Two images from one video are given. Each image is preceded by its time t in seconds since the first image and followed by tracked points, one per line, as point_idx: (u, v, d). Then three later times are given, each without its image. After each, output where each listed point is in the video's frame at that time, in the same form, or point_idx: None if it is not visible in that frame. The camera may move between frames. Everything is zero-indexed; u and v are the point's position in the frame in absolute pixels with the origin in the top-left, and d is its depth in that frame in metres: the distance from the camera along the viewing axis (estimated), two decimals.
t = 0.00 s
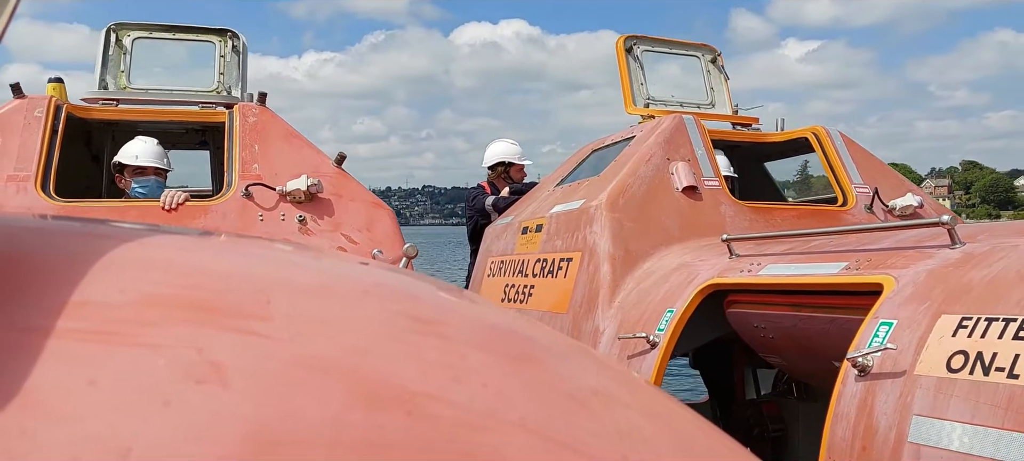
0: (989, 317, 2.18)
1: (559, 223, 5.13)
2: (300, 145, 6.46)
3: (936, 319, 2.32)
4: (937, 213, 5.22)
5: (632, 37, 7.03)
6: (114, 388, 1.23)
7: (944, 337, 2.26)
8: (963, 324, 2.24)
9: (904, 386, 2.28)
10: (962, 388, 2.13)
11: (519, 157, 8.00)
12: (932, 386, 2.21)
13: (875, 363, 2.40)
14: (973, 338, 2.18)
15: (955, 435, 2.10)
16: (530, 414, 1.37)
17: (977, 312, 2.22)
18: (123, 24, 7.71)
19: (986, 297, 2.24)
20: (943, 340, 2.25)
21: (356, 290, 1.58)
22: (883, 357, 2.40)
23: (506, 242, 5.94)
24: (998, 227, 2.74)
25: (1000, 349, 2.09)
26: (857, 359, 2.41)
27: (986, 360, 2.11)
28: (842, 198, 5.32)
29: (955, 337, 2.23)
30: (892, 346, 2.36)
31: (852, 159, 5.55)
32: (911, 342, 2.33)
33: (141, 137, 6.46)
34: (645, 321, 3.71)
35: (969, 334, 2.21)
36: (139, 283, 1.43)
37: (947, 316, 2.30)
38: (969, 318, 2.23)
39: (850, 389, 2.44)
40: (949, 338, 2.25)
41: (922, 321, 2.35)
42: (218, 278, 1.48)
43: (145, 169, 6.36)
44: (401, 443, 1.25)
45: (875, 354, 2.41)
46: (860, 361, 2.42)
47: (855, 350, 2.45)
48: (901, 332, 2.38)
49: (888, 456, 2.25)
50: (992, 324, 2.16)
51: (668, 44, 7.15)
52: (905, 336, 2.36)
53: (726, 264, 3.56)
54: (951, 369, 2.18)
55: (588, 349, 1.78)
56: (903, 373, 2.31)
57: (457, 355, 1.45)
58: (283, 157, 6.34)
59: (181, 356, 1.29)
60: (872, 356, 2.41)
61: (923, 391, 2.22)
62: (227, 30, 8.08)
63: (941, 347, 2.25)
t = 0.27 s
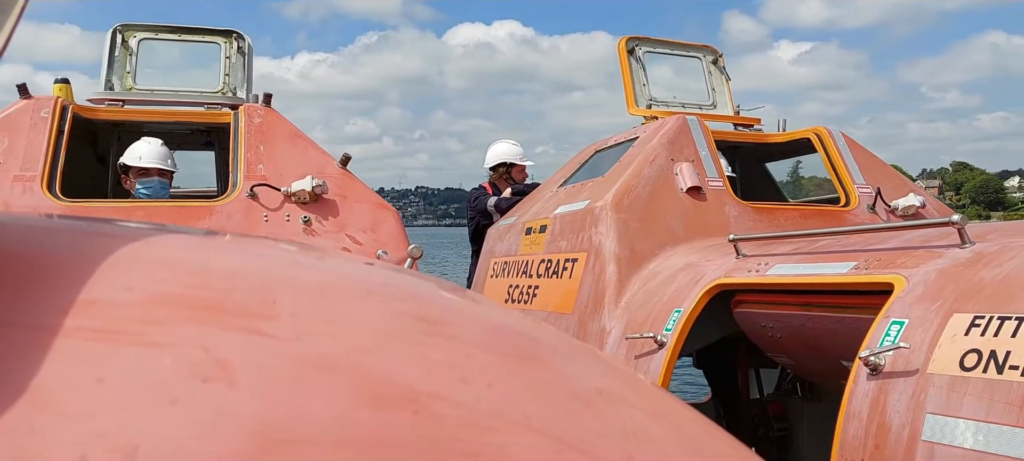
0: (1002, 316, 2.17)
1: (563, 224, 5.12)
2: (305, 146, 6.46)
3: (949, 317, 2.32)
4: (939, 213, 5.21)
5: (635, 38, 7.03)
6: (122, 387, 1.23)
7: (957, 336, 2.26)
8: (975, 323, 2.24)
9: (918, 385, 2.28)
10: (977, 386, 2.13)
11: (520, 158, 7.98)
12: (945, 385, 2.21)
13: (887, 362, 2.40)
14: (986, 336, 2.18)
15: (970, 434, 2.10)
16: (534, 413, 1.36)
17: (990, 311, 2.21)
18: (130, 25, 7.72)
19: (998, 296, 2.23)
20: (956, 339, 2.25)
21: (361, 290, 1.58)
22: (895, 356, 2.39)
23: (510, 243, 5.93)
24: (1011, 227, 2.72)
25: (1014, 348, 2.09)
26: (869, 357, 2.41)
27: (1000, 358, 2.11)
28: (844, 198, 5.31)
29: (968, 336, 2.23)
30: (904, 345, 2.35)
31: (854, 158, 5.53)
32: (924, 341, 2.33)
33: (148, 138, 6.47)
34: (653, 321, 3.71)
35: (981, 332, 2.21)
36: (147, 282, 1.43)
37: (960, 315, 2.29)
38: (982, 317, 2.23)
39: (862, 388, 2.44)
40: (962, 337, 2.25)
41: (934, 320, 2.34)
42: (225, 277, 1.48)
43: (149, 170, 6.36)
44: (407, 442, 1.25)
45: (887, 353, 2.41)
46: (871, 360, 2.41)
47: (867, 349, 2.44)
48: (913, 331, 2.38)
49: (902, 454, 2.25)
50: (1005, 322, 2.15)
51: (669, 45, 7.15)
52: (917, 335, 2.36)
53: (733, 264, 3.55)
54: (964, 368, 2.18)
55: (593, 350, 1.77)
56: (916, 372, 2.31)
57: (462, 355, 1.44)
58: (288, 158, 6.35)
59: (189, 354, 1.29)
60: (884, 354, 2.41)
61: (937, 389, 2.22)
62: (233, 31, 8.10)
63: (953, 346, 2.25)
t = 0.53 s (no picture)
0: (1015, 314, 2.19)
1: (569, 225, 5.11)
2: (312, 148, 6.47)
3: (961, 317, 2.34)
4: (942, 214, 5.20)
5: (637, 41, 7.06)
6: (134, 385, 1.24)
7: (970, 334, 2.27)
8: (988, 321, 2.26)
9: (931, 384, 2.29)
10: (991, 384, 2.14)
11: (523, 159, 7.99)
12: (959, 383, 2.22)
13: (899, 361, 2.42)
14: (1000, 335, 2.20)
15: (985, 432, 2.11)
16: (543, 414, 1.37)
17: (1003, 310, 2.24)
18: (139, 26, 7.76)
19: (1010, 295, 2.25)
20: (969, 338, 2.27)
21: (371, 290, 1.58)
22: (908, 355, 2.41)
23: (514, 244, 5.92)
24: (1021, 227, 2.72)
25: None
26: (882, 356, 2.42)
27: (1014, 356, 2.13)
28: (848, 198, 5.29)
29: (981, 335, 2.25)
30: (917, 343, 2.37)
31: (857, 159, 5.52)
32: (936, 340, 2.35)
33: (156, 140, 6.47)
34: (660, 321, 3.71)
35: (995, 331, 2.23)
36: (159, 282, 1.43)
37: (972, 314, 2.31)
38: (995, 316, 2.25)
39: (874, 387, 2.45)
40: (975, 335, 2.26)
41: (947, 319, 2.36)
42: (236, 277, 1.49)
43: (158, 171, 6.37)
44: (417, 441, 1.25)
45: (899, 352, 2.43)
46: (884, 359, 2.42)
47: (879, 348, 2.45)
48: (925, 330, 2.40)
49: (916, 453, 2.26)
50: (1018, 321, 2.17)
51: (671, 47, 7.15)
52: (930, 334, 2.37)
53: (741, 264, 3.54)
54: (978, 366, 2.20)
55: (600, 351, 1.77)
56: (929, 370, 2.32)
57: (472, 356, 1.45)
58: (296, 159, 6.37)
59: (201, 353, 1.29)
60: (896, 353, 2.42)
61: (951, 387, 2.23)
62: (241, 32, 8.13)
63: (967, 345, 2.26)
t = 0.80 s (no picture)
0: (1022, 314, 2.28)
1: (572, 226, 5.10)
2: (316, 150, 6.48)
3: (969, 317, 2.42)
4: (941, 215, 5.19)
5: (637, 43, 7.07)
6: (138, 386, 1.24)
7: (979, 333, 2.35)
8: (997, 321, 2.34)
9: (940, 382, 2.37)
10: (1000, 382, 2.22)
11: (523, 160, 8.00)
12: (968, 381, 2.30)
13: (908, 360, 2.49)
14: (1008, 334, 2.29)
15: (994, 429, 2.19)
16: (545, 416, 1.37)
17: (1011, 310, 2.32)
18: (144, 28, 7.79)
19: (1018, 295, 2.34)
20: (978, 337, 2.35)
21: (374, 292, 1.59)
22: (916, 354, 2.48)
23: (516, 245, 5.90)
24: None
25: None
26: (891, 355, 2.48)
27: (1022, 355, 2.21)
28: (848, 199, 5.29)
29: (990, 334, 2.33)
30: (926, 342, 2.44)
31: (857, 160, 5.52)
32: (945, 339, 2.43)
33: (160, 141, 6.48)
34: (666, 321, 3.72)
35: (1003, 330, 2.31)
36: (163, 282, 1.44)
37: (980, 313, 2.40)
38: (1004, 315, 2.33)
39: (883, 385, 2.52)
40: (983, 334, 2.35)
41: (955, 318, 2.44)
42: (239, 278, 1.49)
43: (162, 172, 6.39)
44: (419, 442, 1.25)
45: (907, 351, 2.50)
46: (893, 358, 2.49)
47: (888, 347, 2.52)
48: (934, 329, 2.48)
49: (925, 450, 2.34)
50: None
51: (671, 48, 7.16)
52: (939, 333, 2.45)
53: (746, 264, 3.56)
54: (987, 364, 2.28)
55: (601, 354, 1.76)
56: (938, 369, 2.39)
57: (474, 358, 1.45)
58: (301, 161, 6.38)
59: (203, 354, 1.30)
60: (905, 352, 2.50)
61: (960, 386, 2.31)
62: (246, 35, 8.15)
63: (976, 344, 2.34)
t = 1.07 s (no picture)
0: None
1: (578, 226, 5.08)
2: (323, 152, 6.49)
3: (981, 315, 2.44)
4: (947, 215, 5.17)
5: (641, 43, 7.07)
6: (143, 385, 1.24)
7: (992, 332, 2.38)
8: (1009, 319, 2.37)
9: (953, 380, 2.40)
10: (1014, 381, 2.25)
11: (528, 161, 8.00)
12: (982, 379, 2.33)
13: (921, 358, 2.52)
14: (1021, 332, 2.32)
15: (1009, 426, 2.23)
16: (551, 418, 1.36)
17: None
18: (153, 29, 7.81)
19: None
20: (991, 335, 2.38)
21: (381, 293, 1.58)
22: (929, 352, 2.51)
23: (521, 245, 5.87)
24: None
25: None
26: (903, 354, 2.52)
27: None
28: (853, 199, 5.27)
29: (1003, 332, 2.35)
30: (939, 340, 2.47)
31: (862, 159, 5.50)
32: (958, 337, 2.45)
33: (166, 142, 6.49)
34: (674, 321, 3.72)
35: (1016, 329, 2.34)
36: (169, 281, 1.44)
37: (992, 312, 2.42)
38: (1016, 314, 2.36)
39: (896, 383, 2.56)
40: (996, 333, 2.37)
41: (968, 317, 2.47)
42: (245, 277, 1.49)
43: (170, 173, 6.41)
44: (424, 442, 1.24)
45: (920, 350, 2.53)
46: (905, 356, 2.52)
47: (899, 345, 2.56)
48: (946, 327, 2.50)
49: (938, 447, 2.37)
50: None
51: (675, 49, 7.15)
52: (951, 332, 2.48)
53: (755, 264, 3.56)
54: (1001, 363, 2.31)
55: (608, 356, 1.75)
56: (951, 366, 2.42)
57: (480, 358, 1.44)
58: (308, 162, 6.39)
59: (209, 353, 1.29)
60: (917, 350, 2.53)
61: (973, 384, 2.34)
62: (254, 36, 8.17)
63: (989, 342, 2.37)
